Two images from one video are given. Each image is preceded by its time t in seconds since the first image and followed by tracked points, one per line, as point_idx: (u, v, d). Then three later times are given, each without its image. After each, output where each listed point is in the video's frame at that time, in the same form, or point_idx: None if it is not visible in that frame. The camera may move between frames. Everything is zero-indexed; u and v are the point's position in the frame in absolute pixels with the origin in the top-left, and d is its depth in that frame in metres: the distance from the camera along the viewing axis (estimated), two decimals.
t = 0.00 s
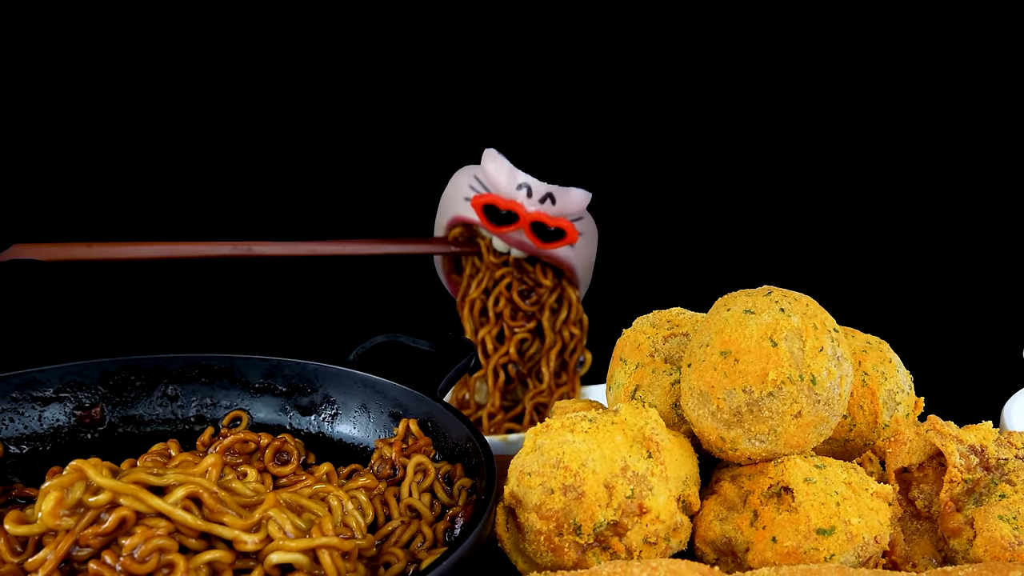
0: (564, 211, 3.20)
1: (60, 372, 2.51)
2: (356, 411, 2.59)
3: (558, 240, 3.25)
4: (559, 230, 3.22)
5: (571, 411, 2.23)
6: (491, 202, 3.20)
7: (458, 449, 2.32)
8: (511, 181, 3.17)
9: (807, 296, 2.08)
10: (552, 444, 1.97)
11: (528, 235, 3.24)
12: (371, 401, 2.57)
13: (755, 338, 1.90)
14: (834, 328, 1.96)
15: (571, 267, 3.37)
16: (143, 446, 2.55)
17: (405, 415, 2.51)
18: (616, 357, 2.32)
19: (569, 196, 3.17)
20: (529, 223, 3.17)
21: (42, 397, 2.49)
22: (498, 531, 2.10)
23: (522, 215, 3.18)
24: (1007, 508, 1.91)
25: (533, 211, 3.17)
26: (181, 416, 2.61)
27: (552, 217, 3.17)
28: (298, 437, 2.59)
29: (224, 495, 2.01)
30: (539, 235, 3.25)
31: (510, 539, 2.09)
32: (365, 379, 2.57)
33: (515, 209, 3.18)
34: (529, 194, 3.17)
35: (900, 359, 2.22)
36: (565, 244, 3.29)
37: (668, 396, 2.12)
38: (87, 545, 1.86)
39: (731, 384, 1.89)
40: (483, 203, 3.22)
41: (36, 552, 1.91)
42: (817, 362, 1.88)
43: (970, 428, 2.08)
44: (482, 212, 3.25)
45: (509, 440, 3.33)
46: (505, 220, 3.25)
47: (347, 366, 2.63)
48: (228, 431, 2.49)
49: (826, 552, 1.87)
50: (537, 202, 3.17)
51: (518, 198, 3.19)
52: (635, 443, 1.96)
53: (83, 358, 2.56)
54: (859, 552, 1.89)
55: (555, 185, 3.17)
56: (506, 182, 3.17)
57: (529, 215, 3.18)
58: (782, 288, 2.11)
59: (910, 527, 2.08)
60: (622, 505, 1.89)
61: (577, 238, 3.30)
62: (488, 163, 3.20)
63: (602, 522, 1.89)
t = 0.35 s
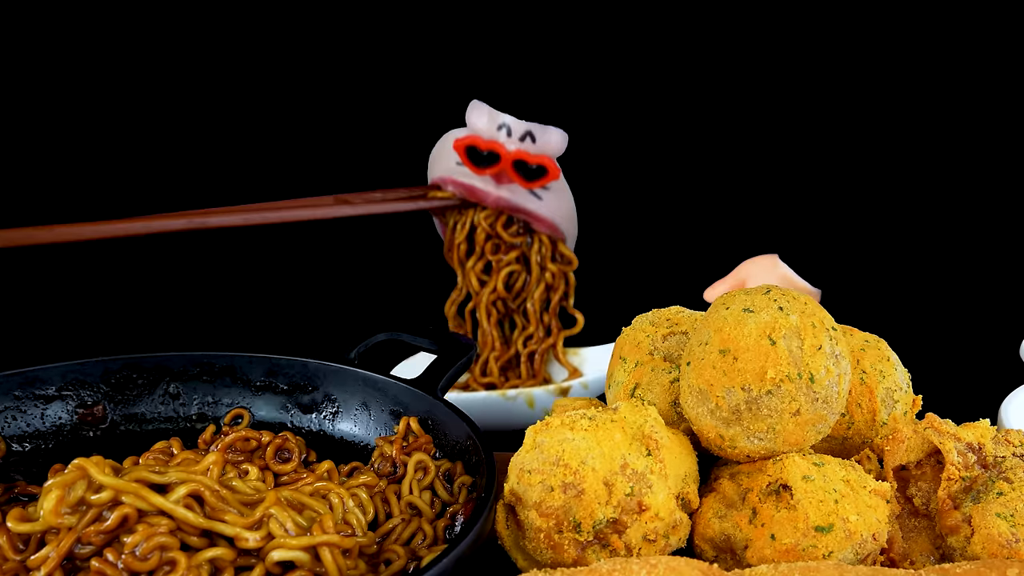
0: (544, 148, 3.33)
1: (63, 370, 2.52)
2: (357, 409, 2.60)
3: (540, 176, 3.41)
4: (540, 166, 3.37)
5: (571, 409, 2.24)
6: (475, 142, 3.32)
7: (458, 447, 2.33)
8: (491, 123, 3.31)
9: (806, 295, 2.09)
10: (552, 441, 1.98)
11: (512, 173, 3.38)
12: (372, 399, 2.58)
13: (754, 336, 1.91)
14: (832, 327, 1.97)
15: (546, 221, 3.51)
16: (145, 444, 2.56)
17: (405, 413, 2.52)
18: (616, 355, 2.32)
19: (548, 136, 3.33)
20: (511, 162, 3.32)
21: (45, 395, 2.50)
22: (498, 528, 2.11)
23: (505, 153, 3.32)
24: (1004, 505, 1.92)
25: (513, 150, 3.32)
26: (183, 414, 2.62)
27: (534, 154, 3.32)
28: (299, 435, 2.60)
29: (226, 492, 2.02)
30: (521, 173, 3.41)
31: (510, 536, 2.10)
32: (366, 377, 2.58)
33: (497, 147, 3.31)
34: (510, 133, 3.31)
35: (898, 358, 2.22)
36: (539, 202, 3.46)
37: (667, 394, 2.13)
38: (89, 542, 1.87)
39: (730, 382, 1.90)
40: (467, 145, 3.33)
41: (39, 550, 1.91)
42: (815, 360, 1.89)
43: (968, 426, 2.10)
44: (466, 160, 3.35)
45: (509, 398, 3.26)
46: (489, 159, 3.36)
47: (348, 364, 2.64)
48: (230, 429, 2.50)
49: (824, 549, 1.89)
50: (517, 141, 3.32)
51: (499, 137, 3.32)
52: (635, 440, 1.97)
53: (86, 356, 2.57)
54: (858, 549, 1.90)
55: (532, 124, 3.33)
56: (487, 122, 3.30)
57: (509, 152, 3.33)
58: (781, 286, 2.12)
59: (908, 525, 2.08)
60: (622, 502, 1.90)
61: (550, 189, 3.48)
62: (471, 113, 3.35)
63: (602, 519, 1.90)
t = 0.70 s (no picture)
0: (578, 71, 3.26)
1: (65, 368, 2.53)
2: (358, 407, 2.61)
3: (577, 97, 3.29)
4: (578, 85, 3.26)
5: (571, 407, 2.25)
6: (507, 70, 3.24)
7: (459, 444, 2.34)
8: None
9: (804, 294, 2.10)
10: (552, 439, 1.99)
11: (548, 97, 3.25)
12: (373, 397, 2.59)
13: (753, 335, 1.92)
14: (830, 325, 1.99)
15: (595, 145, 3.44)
16: (147, 442, 2.57)
17: (406, 411, 2.53)
18: (616, 353, 2.34)
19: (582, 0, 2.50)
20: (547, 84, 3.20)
21: (47, 393, 2.51)
22: (498, 526, 2.12)
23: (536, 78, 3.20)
24: (1002, 502, 1.93)
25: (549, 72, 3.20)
26: (184, 412, 2.63)
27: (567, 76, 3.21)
28: (300, 432, 2.61)
29: (227, 490, 2.03)
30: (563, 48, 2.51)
31: (510, 534, 2.11)
32: (366, 375, 2.59)
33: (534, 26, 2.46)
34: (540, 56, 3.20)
35: (896, 356, 2.24)
36: (501, 121, 2.64)
37: (666, 393, 2.14)
38: (91, 540, 1.88)
39: (729, 380, 1.91)
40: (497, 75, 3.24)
41: (41, 547, 1.92)
42: (814, 359, 1.90)
43: (965, 424, 2.11)
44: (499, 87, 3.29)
45: (577, 247, 2.38)
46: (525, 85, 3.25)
47: (349, 363, 2.66)
48: (231, 427, 2.51)
49: (823, 546, 1.90)
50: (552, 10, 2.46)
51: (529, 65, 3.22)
52: (634, 438, 1.98)
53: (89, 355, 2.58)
54: (856, 547, 1.92)
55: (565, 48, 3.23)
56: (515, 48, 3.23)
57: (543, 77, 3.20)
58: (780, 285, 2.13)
59: (906, 522, 2.09)
60: (621, 500, 1.91)
61: (509, 99, 2.61)
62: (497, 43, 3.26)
63: (601, 517, 1.91)
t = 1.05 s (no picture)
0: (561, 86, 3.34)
1: (67, 366, 2.54)
2: (359, 405, 2.62)
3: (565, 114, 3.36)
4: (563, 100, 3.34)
5: (571, 405, 2.26)
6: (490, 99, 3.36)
7: (459, 442, 2.36)
8: None
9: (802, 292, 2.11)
10: (552, 437, 2.00)
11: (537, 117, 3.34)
12: (374, 395, 2.60)
13: (751, 333, 1.93)
14: (828, 323, 2.00)
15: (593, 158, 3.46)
16: (149, 440, 2.58)
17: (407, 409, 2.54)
18: (615, 351, 2.34)
19: None
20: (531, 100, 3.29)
21: (49, 391, 2.52)
22: (498, 523, 2.13)
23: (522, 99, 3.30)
24: (1000, 500, 1.94)
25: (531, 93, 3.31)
26: (186, 410, 2.65)
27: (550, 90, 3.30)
28: (301, 430, 2.62)
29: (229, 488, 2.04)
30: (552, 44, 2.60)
31: (510, 531, 2.12)
32: (367, 373, 2.60)
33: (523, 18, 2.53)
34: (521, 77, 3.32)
35: (893, 354, 2.24)
36: (493, 126, 2.73)
37: (665, 390, 2.15)
38: (93, 537, 1.89)
39: (728, 378, 1.92)
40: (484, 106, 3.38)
41: (43, 544, 1.94)
42: (812, 357, 1.91)
43: (963, 422, 2.12)
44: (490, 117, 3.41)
45: (562, 208, 2.38)
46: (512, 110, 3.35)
47: (350, 361, 2.67)
48: (232, 425, 2.52)
49: (821, 543, 1.91)
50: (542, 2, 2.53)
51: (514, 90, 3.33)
52: (633, 436, 1.99)
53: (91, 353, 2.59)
54: (854, 544, 1.93)
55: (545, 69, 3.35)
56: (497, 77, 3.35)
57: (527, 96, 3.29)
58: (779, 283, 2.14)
59: (904, 519, 2.10)
60: (620, 498, 1.92)
61: (501, 103, 2.71)
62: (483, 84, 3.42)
63: (601, 514, 1.92)
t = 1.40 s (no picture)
0: (562, 72, 3.38)
1: (69, 364, 2.55)
2: (360, 403, 2.63)
3: (566, 104, 3.40)
4: (566, 88, 3.37)
5: (571, 403, 2.27)
6: (494, 86, 3.35)
7: (459, 440, 2.37)
8: (506, 64, 3.37)
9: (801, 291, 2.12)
10: (552, 435, 2.01)
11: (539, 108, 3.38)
12: (375, 393, 2.61)
13: (750, 331, 1.94)
14: (827, 322, 2.01)
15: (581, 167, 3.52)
16: (151, 437, 2.59)
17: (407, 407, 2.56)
18: (615, 349, 2.35)
19: (559, 61, 3.39)
20: (535, 92, 3.32)
21: (52, 389, 2.54)
22: (498, 520, 2.14)
23: (527, 87, 3.32)
24: (997, 498, 1.95)
25: (534, 81, 3.33)
26: (188, 408, 2.66)
27: (554, 79, 3.34)
28: (302, 428, 2.63)
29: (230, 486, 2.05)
30: (548, 105, 3.38)
31: (510, 528, 2.13)
32: (368, 371, 2.61)
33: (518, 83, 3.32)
34: (524, 66, 3.35)
35: (892, 352, 2.25)
36: (500, 168, 3.48)
37: (664, 388, 2.16)
38: (95, 535, 1.90)
39: (727, 377, 1.93)
40: (485, 94, 3.39)
41: (46, 542, 1.95)
42: (811, 355, 1.92)
43: (961, 420, 2.13)
44: (490, 105, 3.41)
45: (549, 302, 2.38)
46: (513, 101, 3.36)
47: (351, 359, 2.68)
48: (234, 423, 2.54)
49: (820, 541, 1.92)
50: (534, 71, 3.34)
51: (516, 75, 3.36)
52: (633, 433, 2.00)
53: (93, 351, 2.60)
54: (852, 541, 1.94)
55: (545, 53, 3.39)
56: (500, 67, 3.36)
57: (530, 85, 3.33)
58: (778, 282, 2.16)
59: (902, 517, 2.12)
60: (620, 495, 1.93)
61: (503, 150, 3.47)
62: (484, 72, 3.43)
63: (601, 512, 1.93)
